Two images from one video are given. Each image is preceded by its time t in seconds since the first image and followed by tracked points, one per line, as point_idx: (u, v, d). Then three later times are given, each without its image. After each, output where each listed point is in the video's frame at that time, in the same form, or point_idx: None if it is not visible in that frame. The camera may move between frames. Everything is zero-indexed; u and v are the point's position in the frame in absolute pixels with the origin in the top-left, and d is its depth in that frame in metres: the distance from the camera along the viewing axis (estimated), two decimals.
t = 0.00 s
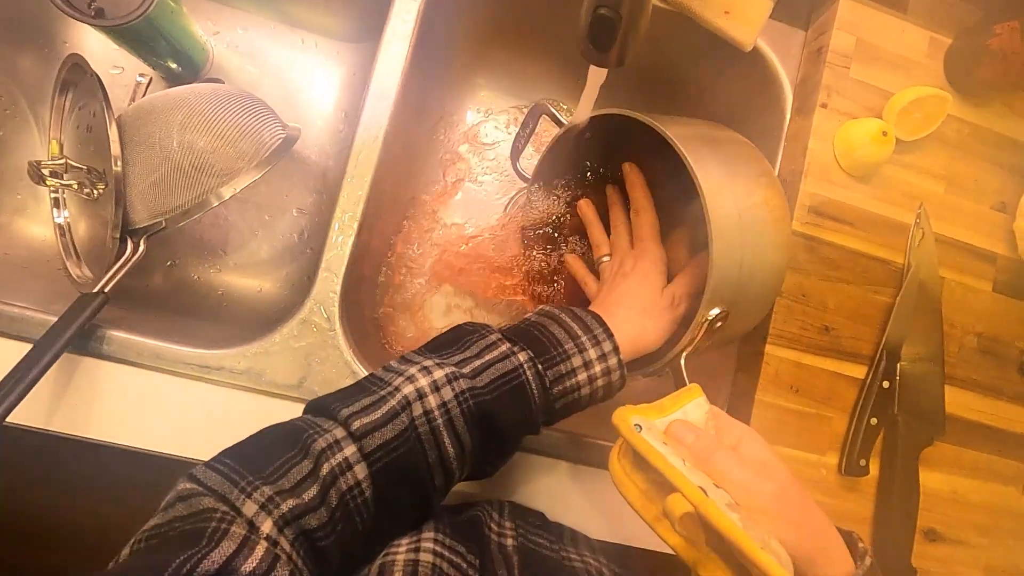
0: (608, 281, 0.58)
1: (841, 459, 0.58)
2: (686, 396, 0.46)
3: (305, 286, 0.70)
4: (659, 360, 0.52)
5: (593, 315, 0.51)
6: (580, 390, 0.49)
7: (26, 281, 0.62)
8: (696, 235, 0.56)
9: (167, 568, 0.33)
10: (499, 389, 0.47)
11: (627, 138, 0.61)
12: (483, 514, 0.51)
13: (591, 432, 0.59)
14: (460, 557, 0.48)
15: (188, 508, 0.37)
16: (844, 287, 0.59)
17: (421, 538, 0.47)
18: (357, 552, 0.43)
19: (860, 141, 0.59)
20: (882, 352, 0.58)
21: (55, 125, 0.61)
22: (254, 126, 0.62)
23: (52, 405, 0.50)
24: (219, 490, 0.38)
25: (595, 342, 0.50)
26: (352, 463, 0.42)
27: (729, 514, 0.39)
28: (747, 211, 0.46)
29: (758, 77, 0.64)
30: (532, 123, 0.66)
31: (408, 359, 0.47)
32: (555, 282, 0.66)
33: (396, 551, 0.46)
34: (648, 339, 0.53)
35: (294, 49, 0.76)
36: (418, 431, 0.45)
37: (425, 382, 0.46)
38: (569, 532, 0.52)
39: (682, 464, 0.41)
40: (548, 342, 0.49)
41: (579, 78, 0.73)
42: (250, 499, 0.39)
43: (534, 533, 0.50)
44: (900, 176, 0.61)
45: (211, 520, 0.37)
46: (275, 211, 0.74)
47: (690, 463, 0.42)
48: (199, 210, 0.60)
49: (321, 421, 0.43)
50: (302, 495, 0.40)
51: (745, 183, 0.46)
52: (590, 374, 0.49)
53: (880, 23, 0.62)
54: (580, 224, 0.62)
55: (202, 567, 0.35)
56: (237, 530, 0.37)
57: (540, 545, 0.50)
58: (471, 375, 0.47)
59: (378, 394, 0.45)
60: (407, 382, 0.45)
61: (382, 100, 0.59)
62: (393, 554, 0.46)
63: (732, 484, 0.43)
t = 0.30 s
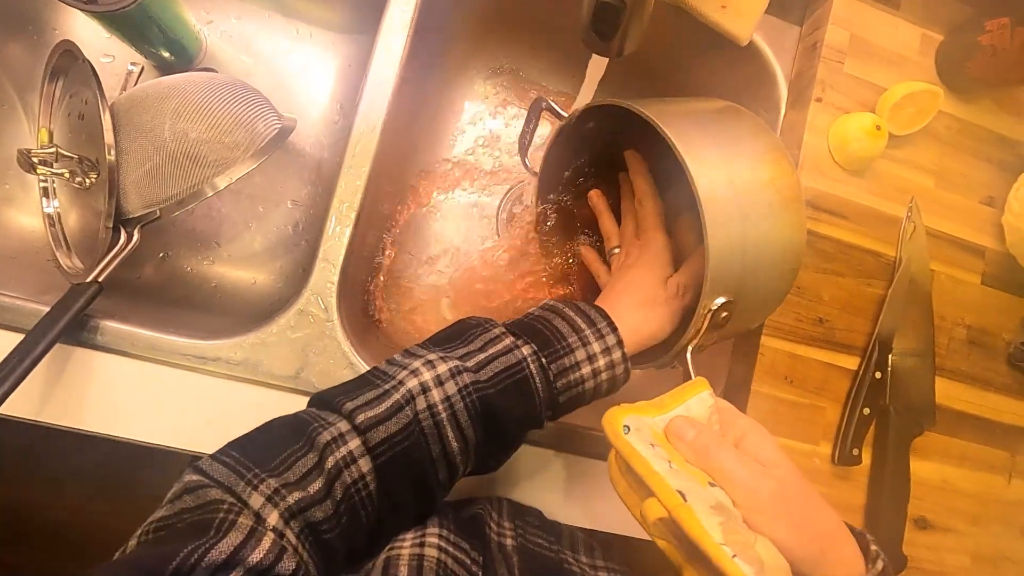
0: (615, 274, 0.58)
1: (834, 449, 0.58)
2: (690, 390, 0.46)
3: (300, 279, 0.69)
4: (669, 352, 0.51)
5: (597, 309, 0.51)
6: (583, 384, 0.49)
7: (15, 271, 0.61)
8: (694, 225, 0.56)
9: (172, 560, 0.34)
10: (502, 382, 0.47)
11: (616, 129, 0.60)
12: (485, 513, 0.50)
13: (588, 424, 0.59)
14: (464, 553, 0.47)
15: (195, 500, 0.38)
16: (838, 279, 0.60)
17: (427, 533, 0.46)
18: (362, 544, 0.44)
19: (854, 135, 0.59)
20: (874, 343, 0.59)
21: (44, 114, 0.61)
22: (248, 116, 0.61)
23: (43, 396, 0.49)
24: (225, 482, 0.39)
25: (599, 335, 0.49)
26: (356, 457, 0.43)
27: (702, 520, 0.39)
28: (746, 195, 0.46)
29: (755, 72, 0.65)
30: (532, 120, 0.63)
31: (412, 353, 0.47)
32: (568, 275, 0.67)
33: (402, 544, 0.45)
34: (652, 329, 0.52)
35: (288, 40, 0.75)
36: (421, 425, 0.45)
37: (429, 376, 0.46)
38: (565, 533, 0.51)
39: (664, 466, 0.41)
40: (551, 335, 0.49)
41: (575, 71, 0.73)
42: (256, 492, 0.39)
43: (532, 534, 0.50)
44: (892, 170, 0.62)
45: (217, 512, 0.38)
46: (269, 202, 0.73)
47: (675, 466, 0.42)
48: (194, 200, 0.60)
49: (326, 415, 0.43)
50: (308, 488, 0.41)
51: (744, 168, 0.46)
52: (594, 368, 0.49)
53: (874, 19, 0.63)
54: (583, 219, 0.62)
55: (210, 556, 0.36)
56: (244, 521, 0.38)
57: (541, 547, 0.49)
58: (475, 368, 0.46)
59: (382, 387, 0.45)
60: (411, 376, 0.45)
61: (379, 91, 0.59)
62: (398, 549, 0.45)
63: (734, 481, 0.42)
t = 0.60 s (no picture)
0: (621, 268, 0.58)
1: (825, 443, 0.59)
2: (695, 385, 0.47)
3: (294, 269, 0.69)
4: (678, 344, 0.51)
5: (603, 302, 0.51)
6: (589, 377, 0.49)
7: None
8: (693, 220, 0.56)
9: (183, 551, 0.35)
10: (507, 375, 0.46)
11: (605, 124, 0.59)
12: (488, 511, 0.50)
13: (584, 416, 0.60)
14: (471, 549, 0.47)
15: (207, 493, 0.39)
16: (831, 275, 0.61)
17: (434, 529, 0.46)
18: (371, 538, 0.44)
19: (850, 133, 0.60)
20: (865, 338, 0.60)
21: (30, 96, 0.59)
22: (242, 102, 0.59)
23: (32, 385, 0.48)
24: (235, 475, 0.39)
25: (605, 328, 0.49)
26: (364, 450, 0.43)
27: (674, 528, 0.41)
28: (748, 183, 0.45)
29: (752, 70, 0.65)
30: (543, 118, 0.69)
31: (418, 346, 0.47)
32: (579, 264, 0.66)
33: (410, 539, 0.45)
34: (652, 321, 0.53)
35: (282, 27, 0.74)
36: (428, 419, 0.45)
37: (435, 370, 0.45)
38: (563, 533, 0.54)
39: (646, 472, 0.43)
40: (556, 327, 0.49)
41: (574, 65, 0.73)
42: (265, 485, 0.40)
43: (533, 532, 0.51)
44: (885, 169, 0.63)
45: (228, 504, 0.38)
46: (263, 191, 0.72)
47: (660, 470, 0.43)
48: (187, 187, 0.58)
49: (333, 409, 0.44)
50: (317, 481, 0.41)
51: (744, 159, 0.45)
52: (600, 361, 0.49)
53: (869, 20, 0.64)
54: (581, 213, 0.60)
55: (221, 547, 0.36)
56: (255, 513, 0.38)
57: (541, 542, 0.51)
58: (480, 362, 0.46)
59: (389, 382, 0.45)
60: (417, 370, 0.45)
61: (379, 80, 0.58)
62: (406, 543, 0.45)
63: (732, 478, 0.42)
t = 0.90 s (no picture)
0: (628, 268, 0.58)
1: (815, 442, 0.61)
2: (696, 389, 0.47)
3: (288, 263, 0.67)
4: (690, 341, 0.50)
5: (608, 300, 0.51)
6: (595, 374, 0.49)
7: None
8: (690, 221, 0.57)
9: (195, 545, 0.35)
10: (513, 372, 0.46)
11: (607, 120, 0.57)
12: (488, 512, 0.50)
13: (580, 415, 0.60)
14: (477, 550, 0.46)
15: (219, 490, 0.39)
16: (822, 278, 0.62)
17: (440, 529, 0.46)
18: (377, 536, 0.44)
19: (844, 139, 0.61)
20: (855, 340, 0.62)
21: (14, 79, 0.57)
22: (237, 92, 0.58)
23: (18, 378, 0.47)
24: (246, 472, 0.39)
25: (610, 325, 0.50)
26: (370, 450, 0.42)
27: (647, 537, 0.43)
28: (752, 185, 0.46)
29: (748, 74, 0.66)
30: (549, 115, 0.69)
31: (424, 345, 0.47)
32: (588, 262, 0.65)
33: (416, 538, 0.45)
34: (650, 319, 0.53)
35: (278, 16, 0.73)
36: (434, 418, 0.44)
37: (441, 369, 0.45)
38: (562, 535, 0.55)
39: (628, 481, 0.44)
40: (562, 325, 0.49)
41: (572, 64, 0.73)
42: (275, 483, 0.39)
43: (532, 535, 0.51)
44: (876, 175, 0.64)
45: (240, 501, 0.38)
46: (255, 183, 0.71)
47: (645, 478, 0.44)
48: (179, 177, 0.57)
49: (340, 406, 0.43)
50: (324, 479, 0.41)
51: (744, 159, 0.46)
52: (605, 359, 0.49)
53: (863, 27, 0.65)
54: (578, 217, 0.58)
55: (232, 542, 0.36)
56: (267, 510, 0.38)
57: (538, 544, 0.51)
58: (486, 362, 0.46)
59: (395, 380, 0.44)
60: (423, 369, 0.45)
61: (379, 74, 0.58)
62: (412, 542, 0.44)
63: (725, 484, 0.43)
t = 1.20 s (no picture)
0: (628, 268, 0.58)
1: (816, 443, 0.61)
2: (696, 391, 0.47)
3: (291, 263, 0.68)
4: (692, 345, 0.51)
5: (610, 303, 0.52)
6: (597, 377, 0.49)
7: None
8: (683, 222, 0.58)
9: (199, 544, 0.34)
10: (517, 374, 0.47)
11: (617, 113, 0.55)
12: (489, 513, 0.50)
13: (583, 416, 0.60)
14: (479, 551, 0.46)
15: (222, 490, 0.38)
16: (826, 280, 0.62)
17: (442, 530, 0.46)
18: (379, 537, 0.44)
19: (848, 141, 0.61)
20: (858, 342, 0.62)
21: (17, 77, 0.57)
22: (241, 91, 0.58)
23: (21, 378, 0.47)
24: (249, 471, 0.39)
25: (612, 327, 0.50)
26: (373, 450, 0.42)
27: (644, 537, 0.43)
28: (755, 186, 0.46)
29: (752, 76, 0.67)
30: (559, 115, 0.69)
31: (427, 347, 0.47)
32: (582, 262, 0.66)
33: (418, 538, 0.45)
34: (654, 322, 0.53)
35: (280, 14, 0.73)
36: (437, 419, 0.44)
37: (444, 370, 0.45)
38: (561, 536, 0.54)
39: (627, 480, 0.45)
40: (565, 327, 0.49)
41: (575, 64, 0.73)
42: (280, 483, 0.39)
43: (531, 535, 0.51)
44: (879, 177, 0.65)
45: (244, 501, 0.37)
46: (258, 182, 0.70)
47: (643, 479, 0.45)
48: (184, 177, 0.57)
49: (343, 407, 0.43)
50: (328, 479, 0.40)
51: (750, 161, 0.46)
52: (607, 361, 0.49)
53: (867, 29, 0.65)
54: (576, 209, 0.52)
55: (236, 542, 0.35)
56: (271, 510, 0.37)
57: (536, 544, 0.51)
58: (489, 363, 0.46)
59: (399, 381, 0.44)
60: (427, 371, 0.45)
61: (383, 74, 0.58)
62: (415, 542, 0.44)
63: (724, 485, 0.43)
